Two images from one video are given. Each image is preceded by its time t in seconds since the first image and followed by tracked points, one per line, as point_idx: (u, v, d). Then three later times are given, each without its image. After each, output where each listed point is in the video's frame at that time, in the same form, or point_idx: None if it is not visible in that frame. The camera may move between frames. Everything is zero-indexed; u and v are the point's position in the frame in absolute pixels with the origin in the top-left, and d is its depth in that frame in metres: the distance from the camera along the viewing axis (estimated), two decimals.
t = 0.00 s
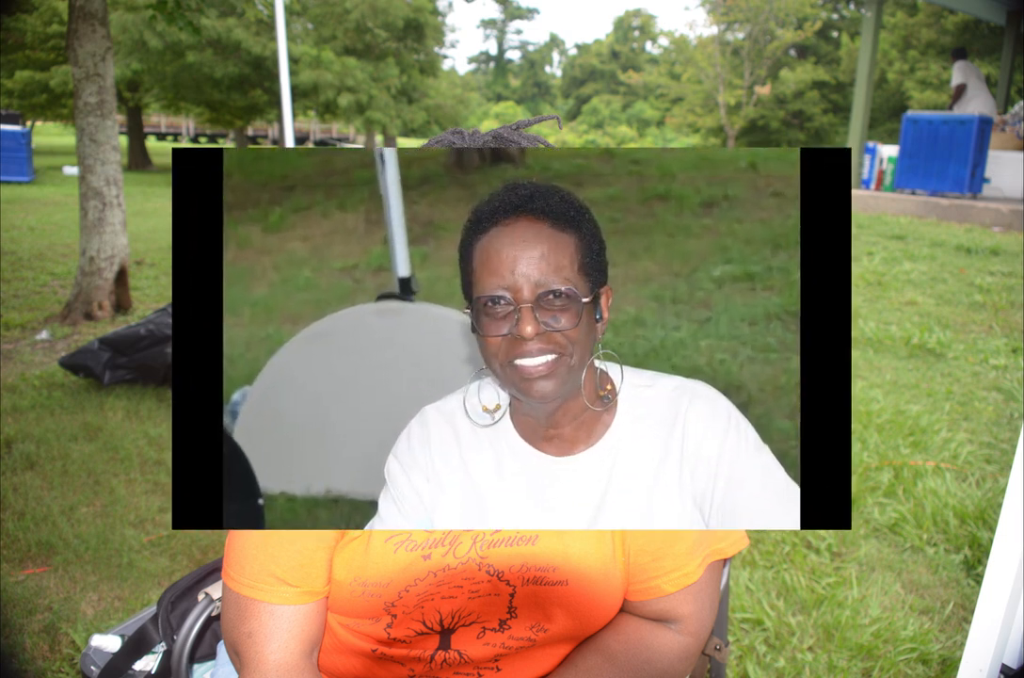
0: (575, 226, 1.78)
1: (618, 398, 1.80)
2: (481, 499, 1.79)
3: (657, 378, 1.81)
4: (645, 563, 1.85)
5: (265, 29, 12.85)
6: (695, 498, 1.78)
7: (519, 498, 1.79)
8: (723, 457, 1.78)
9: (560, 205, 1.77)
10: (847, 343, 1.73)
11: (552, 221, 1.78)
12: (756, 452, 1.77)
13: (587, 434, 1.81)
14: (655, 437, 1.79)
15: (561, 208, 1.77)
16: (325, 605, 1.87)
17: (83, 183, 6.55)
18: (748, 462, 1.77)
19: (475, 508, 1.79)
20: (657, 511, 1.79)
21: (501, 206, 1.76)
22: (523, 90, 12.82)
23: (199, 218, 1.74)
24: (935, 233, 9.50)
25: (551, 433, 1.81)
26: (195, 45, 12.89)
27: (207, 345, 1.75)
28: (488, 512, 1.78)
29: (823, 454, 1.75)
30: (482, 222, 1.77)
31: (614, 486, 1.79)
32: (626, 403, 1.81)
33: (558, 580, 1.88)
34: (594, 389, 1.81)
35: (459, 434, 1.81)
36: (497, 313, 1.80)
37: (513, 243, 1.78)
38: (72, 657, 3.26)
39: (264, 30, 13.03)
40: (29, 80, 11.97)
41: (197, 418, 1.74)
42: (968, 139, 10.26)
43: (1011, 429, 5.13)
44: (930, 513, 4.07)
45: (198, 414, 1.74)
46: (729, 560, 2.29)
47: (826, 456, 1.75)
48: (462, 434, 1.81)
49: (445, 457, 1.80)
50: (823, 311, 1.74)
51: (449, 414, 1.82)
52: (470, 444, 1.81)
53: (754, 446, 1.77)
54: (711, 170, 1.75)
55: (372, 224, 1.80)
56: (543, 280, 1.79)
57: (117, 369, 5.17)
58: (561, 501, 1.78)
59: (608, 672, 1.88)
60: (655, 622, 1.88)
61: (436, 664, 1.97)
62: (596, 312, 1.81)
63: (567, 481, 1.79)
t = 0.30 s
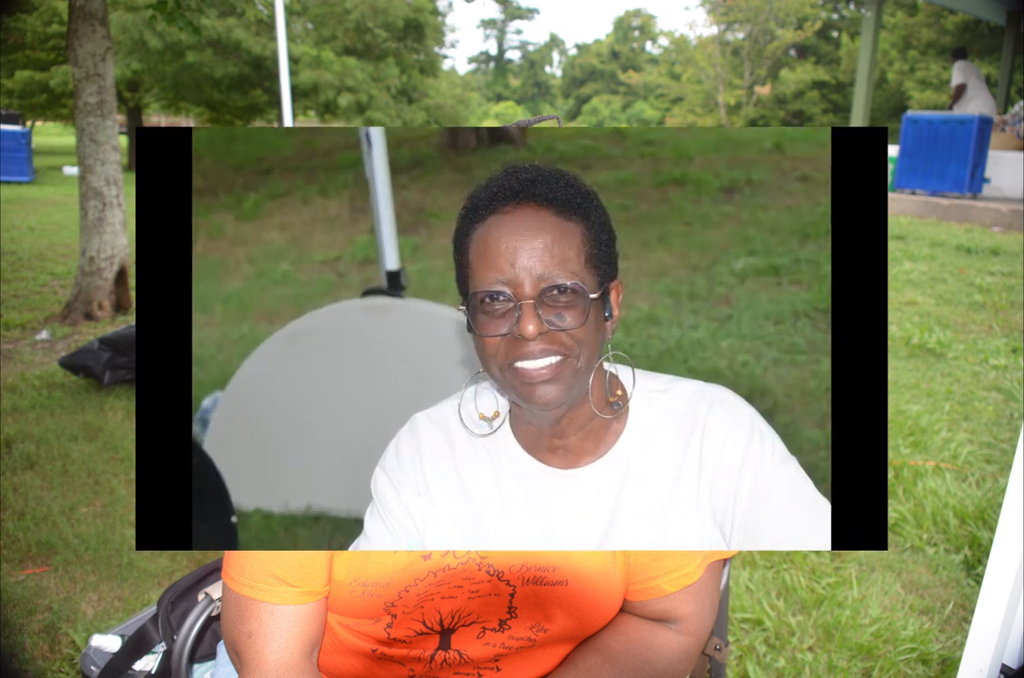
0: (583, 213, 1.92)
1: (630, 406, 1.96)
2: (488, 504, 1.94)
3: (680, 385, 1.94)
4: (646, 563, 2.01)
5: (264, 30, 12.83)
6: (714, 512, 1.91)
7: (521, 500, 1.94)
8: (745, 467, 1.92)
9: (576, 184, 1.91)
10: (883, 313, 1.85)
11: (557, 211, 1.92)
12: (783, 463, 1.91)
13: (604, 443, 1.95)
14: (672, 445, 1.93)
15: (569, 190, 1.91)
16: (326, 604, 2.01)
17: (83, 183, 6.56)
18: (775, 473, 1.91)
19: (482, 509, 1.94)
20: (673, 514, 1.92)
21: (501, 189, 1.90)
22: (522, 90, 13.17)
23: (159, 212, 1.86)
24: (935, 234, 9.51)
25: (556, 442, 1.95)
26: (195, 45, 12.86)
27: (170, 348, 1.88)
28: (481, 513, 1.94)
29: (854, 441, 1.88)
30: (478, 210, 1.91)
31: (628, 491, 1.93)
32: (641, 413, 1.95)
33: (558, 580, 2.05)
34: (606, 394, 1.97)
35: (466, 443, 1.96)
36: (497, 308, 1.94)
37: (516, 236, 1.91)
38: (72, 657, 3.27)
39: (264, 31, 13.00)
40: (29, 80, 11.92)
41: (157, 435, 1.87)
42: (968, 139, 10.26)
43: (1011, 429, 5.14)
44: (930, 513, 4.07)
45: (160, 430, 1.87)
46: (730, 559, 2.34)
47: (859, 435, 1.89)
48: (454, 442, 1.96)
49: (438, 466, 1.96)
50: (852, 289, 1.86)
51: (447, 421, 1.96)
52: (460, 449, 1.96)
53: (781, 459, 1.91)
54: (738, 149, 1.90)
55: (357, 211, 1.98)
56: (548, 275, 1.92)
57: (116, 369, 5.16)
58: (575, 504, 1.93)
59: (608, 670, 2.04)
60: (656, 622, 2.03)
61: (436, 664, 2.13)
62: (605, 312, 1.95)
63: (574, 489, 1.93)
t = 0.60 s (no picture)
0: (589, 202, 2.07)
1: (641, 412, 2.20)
2: (487, 517, 2.21)
3: (698, 394, 2.15)
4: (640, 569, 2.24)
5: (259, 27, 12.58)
6: (732, 524, 2.16)
7: (520, 511, 2.21)
8: (768, 480, 2.10)
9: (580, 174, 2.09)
10: (916, 284, 2.17)
11: (561, 201, 2.07)
12: (811, 476, 2.12)
13: (614, 452, 2.20)
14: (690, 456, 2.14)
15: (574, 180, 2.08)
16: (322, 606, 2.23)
17: (84, 183, 6.46)
18: (805, 483, 2.12)
19: (485, 520, 2.21)
20: (695, 523, 2.17)
21: (501, 174, 2.06)
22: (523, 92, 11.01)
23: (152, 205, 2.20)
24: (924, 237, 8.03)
25: (560, 451, 2.19)
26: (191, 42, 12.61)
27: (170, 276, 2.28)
28: (474, 524, 2.21)
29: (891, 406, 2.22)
30: (476, 199, 2.06)
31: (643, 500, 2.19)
32: (662, 426, 2.17)
33: (556, 583, 2.33)
34: (619, 401, 2.21)
35: (468, 460, 2.21)
36: (497, 306, 2.10)
37: (520, 227, 2.05)
38: (71, 657, 3.33)
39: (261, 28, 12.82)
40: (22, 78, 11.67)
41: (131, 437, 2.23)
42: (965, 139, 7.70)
43: (1011, 429, 5.13)
44: (930, 513, 4.08)
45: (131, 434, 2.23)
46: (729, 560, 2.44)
47: (897, 398, 2.21)
48: (451, 456, 2.21)
49: (431, 476, 2.20)
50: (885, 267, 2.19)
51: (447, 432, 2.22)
52: (457, 464, 2.20)
53: (810, 472, 2.12)
54: (739, 135, 2.44)
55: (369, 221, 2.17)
56: (552, 270, 2.08)
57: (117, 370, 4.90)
58: (586, 511, 2.20)
59: (609, 669, 2.27)
60: (657, 623, 2.28)
61: (436, 664, 2.42)
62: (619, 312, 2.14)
63: (584, 500, 2.19)
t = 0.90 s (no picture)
0: (596, 191, 2.07)
1: (652, 418, 2.22)
2: (485, 530, 2.20)
3: (714, 401, 2.17)
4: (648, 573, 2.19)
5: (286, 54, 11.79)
6: (754, 541, 2.14)
7: (520, 523, 2.20)
8: (791, 490, 2.11)
9: (586, 163, 2.07)
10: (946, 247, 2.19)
11: (566, 190, 2.06)
12: (837, 488, 2.11)
13: (623, 462, 2.20)
14: (708, 462, 2.14)
15: (579, 168, 2.07)
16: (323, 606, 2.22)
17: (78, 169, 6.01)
18: (831, 496, 2.11)
19: (484, 534, 2.19)
20: (712, 537, 2.16)
21: (502, 160, 2.06)
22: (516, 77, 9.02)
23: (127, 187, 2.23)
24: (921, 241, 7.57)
25: (564, 462, 2.18)
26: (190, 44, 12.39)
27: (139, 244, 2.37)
28: (470, 537, 2.19)
29: (927, 396, 2.22)
30: (474, 187, 2.06)
31: (655, 510, 2.17)
32: (674, 435, 2.18)
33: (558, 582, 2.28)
34: (626, 405, 2.23)
35: (466, 473, 2.20)
36: (497, 303, 2.08)
37: (521, 217, 2.04)
38: (72, 657, 3.30)
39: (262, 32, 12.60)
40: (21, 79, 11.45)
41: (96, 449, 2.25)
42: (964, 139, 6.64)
43: (1011, 429, 5.08)
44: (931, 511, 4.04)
45: (97, 437, 2.25)
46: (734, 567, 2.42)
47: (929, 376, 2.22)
48: (447, 469, 2.21)
49: (423, 488, 2.20)
50: (916, 249, 2.22)
51: (444, 440, 2.23)
52: (454, 477, 2.20)
53: (836, 484, 2.11)
54: (760, 117, 2.55)
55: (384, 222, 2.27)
56: (555, 264, 2.07)
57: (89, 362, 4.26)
58: (593, 525, 2.17)
59: (608, 669, 2.23)
60: (658, 623, 2.23)
61: (436, 663, 2.36)
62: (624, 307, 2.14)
63: (590, 513, 2.17)
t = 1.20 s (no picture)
0: (602, 180, 2.04)
1: (663, 424, 2.19)
2: (487, 542, 2.17)
3: (731, 406, 2.14)
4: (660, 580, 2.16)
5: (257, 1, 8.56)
6: (773, 555, 2.12)
7: (521, 535, 2.17)
8: (816, 502, 2.09)
9: (591, 149, 2.05)
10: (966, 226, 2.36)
11: (570, 179, 2.02)
12: (865, 499, 2.09)
13: (632, 472, 2.18)
14: (727, 469, 2.12)
15: (583, 157, 2.04)
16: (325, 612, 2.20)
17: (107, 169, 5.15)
18: (858, 509, 2.10)
19: (487, 546, 2.17)
20: (729, 550, 2.14)
21: (501, 148, 2.03)
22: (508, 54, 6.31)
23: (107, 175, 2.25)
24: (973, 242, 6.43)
25: (568, 473, 2.16)
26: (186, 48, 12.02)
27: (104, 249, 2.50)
28: (468, 550, 2.17)
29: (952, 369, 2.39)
30: (471, 176, 2.03)
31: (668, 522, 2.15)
32: (686, 443, 2.16)
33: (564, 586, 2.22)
34: (635, 412, 2.20)
35: (462, 484, 2.18)
36: (495, 300, 2.03)
37: (522, 207, 2.00)
38: (73, 657, 3.26)
39: None
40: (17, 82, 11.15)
41: (74, 451, 2.41)
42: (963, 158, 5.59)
43: (1011, 429, 5.04)
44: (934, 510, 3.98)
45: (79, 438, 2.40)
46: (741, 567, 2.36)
47: (951, 348, 2.38)
48: (442, 479, 2.18)
49: (418, 499, 2.18)
50: (942, 227, 2.34)
51: (437, 448, 2.20)
52: (449, 489, 2.17)
53: (864, 494, 2.10)
54: (779, 100, 2.55)
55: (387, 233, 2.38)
56: (558, 259, 2.02)
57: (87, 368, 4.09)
58: (600, 537, 2.16)
59: (608, 670, 2.18)
60: (658, 624, 2.20)
61: (436, 664, 2.28)
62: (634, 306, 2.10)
63: (597, 525, 2.15)
